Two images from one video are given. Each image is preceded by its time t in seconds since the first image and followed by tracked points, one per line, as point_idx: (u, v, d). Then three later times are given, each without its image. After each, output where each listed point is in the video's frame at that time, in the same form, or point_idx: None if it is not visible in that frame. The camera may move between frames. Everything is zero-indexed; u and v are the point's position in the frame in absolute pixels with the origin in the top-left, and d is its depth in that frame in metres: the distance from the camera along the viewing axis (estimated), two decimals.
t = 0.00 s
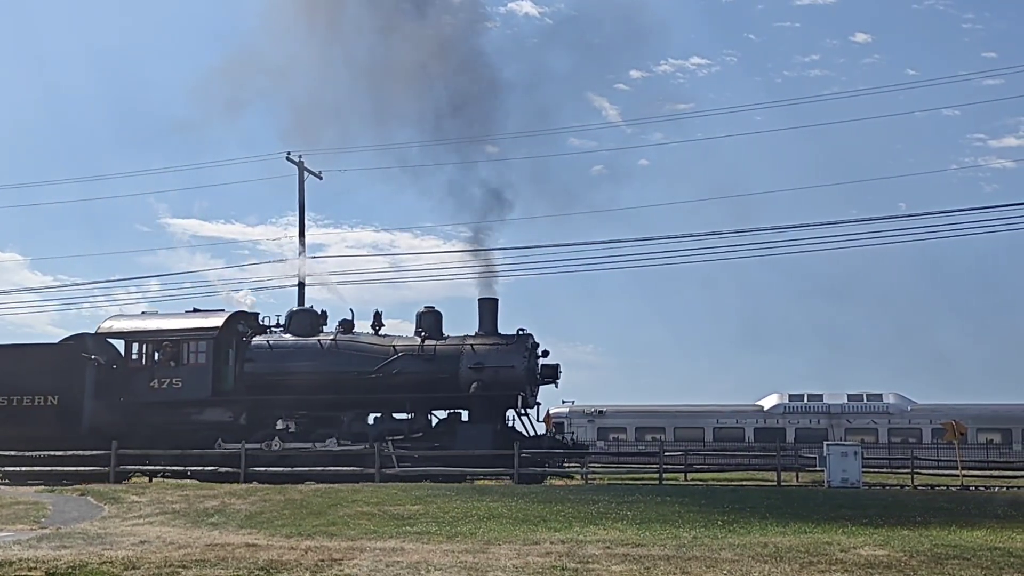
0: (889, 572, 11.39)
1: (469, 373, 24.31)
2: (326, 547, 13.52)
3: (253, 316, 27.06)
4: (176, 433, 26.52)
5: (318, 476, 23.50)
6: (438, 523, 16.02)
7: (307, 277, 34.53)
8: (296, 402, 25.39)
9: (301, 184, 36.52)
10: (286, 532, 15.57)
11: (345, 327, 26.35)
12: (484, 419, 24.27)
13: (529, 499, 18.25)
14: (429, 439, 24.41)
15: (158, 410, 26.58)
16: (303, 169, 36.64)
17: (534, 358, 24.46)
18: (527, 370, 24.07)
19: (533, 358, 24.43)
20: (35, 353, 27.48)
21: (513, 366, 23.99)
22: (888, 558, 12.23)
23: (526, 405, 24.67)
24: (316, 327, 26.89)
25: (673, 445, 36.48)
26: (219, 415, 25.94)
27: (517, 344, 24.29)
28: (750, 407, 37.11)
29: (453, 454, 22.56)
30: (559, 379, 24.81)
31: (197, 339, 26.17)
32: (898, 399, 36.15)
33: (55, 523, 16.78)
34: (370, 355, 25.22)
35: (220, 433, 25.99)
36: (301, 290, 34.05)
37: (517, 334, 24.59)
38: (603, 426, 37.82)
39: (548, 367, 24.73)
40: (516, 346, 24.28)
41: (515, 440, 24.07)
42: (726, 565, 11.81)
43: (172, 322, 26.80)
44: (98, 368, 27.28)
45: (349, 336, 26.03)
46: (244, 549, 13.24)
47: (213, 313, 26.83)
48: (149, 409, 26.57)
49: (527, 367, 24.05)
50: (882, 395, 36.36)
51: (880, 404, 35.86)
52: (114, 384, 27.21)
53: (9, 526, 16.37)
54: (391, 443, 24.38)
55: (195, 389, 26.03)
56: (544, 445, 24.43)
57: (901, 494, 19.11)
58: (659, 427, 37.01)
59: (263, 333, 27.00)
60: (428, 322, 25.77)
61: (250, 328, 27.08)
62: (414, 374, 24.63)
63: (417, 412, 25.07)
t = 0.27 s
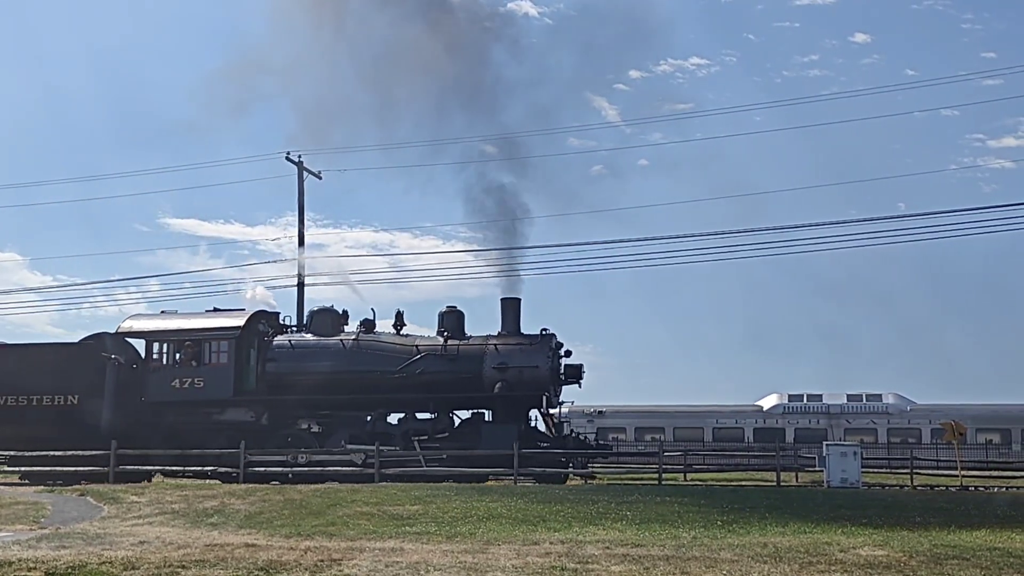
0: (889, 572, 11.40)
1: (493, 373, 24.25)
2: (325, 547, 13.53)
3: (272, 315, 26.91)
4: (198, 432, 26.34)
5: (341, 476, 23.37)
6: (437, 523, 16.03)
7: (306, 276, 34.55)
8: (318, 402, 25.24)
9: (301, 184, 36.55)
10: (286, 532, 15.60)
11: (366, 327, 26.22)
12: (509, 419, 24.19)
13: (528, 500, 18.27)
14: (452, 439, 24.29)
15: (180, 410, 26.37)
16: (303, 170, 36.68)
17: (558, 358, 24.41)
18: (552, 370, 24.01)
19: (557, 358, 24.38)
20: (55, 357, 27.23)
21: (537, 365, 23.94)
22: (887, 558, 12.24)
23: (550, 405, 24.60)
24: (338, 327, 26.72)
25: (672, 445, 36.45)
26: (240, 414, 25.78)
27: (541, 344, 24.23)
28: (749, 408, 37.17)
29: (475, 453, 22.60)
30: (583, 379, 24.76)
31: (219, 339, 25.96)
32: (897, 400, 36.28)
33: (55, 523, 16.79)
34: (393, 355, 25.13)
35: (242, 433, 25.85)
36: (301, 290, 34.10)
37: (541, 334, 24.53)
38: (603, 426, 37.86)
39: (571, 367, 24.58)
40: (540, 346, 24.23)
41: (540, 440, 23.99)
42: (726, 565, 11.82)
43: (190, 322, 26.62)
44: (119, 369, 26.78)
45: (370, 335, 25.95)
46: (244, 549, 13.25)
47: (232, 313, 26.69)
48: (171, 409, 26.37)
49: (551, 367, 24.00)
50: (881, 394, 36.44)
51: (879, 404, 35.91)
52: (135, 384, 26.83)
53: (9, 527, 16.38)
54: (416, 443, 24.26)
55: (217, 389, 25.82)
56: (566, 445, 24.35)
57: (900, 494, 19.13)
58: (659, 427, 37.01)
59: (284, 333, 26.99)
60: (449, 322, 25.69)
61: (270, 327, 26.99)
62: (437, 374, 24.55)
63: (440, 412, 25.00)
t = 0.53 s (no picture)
0: (888, 572, 11.40)
1: (517, 373, 24.23)
2: (325, 547, 13.53)
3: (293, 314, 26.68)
4: (218, 433, 26.11)
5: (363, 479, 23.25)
6: (436, 523, 16.02)
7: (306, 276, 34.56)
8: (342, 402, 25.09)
9: (301, 184, 36.57)
10: (285, 532, 15.61)
11: (389, 326, 26.09)
12: (534, 419, 24.12)
13: (527, 500, 18.26)
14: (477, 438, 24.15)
15: (202, 410, 26.14)
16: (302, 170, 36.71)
17: (582, 358, 24.41)
18: (576, 370, 24.01)
19: (581, 358, 24.39)
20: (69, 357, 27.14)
21: (562, 365, 23.93)
22: (886, 558, 12.25)
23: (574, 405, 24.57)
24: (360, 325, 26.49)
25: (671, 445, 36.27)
26: (263, 415, 25.54)
27: (566, 344, 24.23)
28: (749, 408, 37.24)
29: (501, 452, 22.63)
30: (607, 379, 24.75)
31: (241, 338, 25.75)
32: (896, 400, 36.50)
33: (54, 523, 16.78)
34: (417, 355, 25.06)
35: (265, 433, 25.62)
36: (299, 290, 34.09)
37: (566, 334, 24.55)
38: (602, 426, 37.74)
39: (595, 367, 24.58)
40: (565, 346, 24.23)
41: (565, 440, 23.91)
42: (725, 565, 11.82)
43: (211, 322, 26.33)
44: (139, 368, 26.92)
45: (393, 335, 25.86)
46: (243, 549, 13.24)
47: (253, 312, 26.50)
48: (192, 408, 26.15)
49: (575, 367, 24.00)
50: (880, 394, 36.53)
51: (879, 404, 36.00)
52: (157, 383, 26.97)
53: (8, 527, 16.36)
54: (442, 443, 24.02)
55: (240, 389, 25.58)
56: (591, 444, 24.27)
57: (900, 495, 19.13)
58: (658, 428, 36.84)
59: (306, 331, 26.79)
60: (472, 322, 25.68)
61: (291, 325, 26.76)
62: (461, 373, 24.52)
63: (463, 413, 24.90)
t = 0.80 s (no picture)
0: (888, 572, 11.40)
1: (543, 373, 24.09)
2: (324, 547, 13.49)
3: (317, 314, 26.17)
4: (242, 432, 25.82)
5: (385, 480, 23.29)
6: (436, 523, 16.00)
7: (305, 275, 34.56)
8: (367, 401, 24.98)
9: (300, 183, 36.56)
10: (284, 532, 15.59)
11: (412, 326, 25.91)
12: (560, 418, 24.02)
13: (527, 499, 18.23)
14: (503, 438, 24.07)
15: (224, 409, 25.74)
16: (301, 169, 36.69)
17: (608, 358, 24.25)
18: (602, 369, 23.85)
19: (608, 358, 24.23)
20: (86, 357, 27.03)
21: (588, 365, 23.77)
22: (886, 558, 12.25)
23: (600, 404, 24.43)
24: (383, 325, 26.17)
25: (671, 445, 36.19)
26: (287, 414, 25.25)
27: (592, 344, 24.07)
28: (748, 408, 37.27)
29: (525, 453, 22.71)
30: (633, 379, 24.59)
31: (266, 338, 25.32)
32: (895, 400, 36.64)
33: (53, 523, 16.74)
34: (442, 354, 24.96)
35: (287, 433, 25.29)
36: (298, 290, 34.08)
37: (592, 333, 24.40)
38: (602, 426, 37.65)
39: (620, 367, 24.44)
40: (591, 346, 24.08)
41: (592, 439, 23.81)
42: (724, 565, 11.81)
43: (233, 321, 25.93)
44: (162, 367, 26.90)
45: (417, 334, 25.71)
46: (242, 549, 13.20)
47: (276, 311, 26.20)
48: (215, 407, 25.73)
49: (602, 366, 23.85)
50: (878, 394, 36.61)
51: (878, 404, 36.09)
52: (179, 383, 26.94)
53: (6, 527, 16.31)
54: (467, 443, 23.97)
55: (265, 388, 25.20)
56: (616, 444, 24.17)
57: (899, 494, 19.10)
58: (658, 428, 36.73)
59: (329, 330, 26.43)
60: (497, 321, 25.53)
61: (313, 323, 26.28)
62: (487, 373, 24.44)
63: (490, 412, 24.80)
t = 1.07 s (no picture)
0: (888, 572, 11.38)
1: (569, 372, 23.70)
2: (323, 547, 13.46)
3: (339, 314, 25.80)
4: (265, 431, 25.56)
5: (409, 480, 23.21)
6: (435, 523, 15.96)
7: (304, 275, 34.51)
8: (391, 401, 24.60)
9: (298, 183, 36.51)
10: (283, 532, 15.57)
11: (437, 325, 25.44)
12: (586, 418, 23.73)
13: (526, 499, 18.20)
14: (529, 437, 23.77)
15: (249, 409, 25.48)
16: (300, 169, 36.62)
17: (635, 356, 23.86)
18: (629, 368, 23.47)
19: (634, 356, 23.84)
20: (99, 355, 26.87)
21: (615, 365, 23.37)
22: (885, 558, 12.23)
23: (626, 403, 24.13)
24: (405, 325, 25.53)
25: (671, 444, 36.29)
26: (310, 414, 24.92)
27: (618, 343, 23.63)
28: (747, 407, 37.25)
29: (550, 453, 22.57)
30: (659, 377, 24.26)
31: (291, 337, 24.98)
32: (895, 400, 36.65)
33: (53, 523, 16.72)
34: (467, 353, 24.49)
35: (312, 433, 25.00)
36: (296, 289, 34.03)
37: (618, 332, 23.94)
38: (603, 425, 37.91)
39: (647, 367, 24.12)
40: (617, 344, 23.65)
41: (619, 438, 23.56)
42: (724, 565, 11.79)
43: (243, 320, 25.78)
44: (185, 366, 26.58)
45: (441, 332, 25.17)
46: (241, 549, 13.17)
47: (299, 310, 25.88)
48: (240, 407, 25.46)
49: (629, 366, 23.46)
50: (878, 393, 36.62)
51: (877, 404, 36.12)
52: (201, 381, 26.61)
53: (5, 527, 16.27)
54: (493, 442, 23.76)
55: (290, 388, 24.90)
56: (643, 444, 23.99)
57: (899, 494, 19.05)
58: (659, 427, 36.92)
59: (351, 329, 25.98)
60: (522, 321, 25.07)
61: (336, 324, 25.87)
62: (512, 373, 24.00)
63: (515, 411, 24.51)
